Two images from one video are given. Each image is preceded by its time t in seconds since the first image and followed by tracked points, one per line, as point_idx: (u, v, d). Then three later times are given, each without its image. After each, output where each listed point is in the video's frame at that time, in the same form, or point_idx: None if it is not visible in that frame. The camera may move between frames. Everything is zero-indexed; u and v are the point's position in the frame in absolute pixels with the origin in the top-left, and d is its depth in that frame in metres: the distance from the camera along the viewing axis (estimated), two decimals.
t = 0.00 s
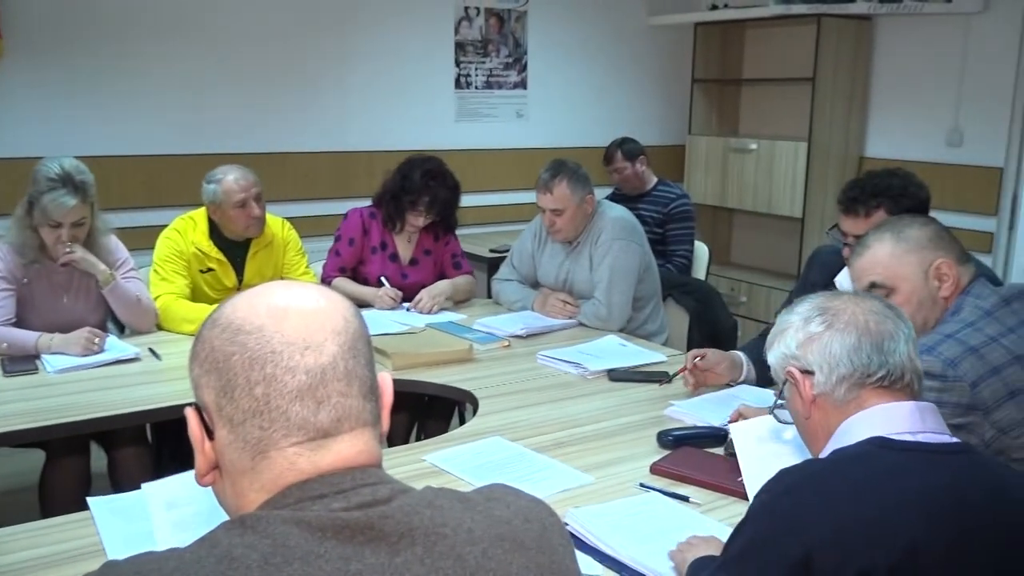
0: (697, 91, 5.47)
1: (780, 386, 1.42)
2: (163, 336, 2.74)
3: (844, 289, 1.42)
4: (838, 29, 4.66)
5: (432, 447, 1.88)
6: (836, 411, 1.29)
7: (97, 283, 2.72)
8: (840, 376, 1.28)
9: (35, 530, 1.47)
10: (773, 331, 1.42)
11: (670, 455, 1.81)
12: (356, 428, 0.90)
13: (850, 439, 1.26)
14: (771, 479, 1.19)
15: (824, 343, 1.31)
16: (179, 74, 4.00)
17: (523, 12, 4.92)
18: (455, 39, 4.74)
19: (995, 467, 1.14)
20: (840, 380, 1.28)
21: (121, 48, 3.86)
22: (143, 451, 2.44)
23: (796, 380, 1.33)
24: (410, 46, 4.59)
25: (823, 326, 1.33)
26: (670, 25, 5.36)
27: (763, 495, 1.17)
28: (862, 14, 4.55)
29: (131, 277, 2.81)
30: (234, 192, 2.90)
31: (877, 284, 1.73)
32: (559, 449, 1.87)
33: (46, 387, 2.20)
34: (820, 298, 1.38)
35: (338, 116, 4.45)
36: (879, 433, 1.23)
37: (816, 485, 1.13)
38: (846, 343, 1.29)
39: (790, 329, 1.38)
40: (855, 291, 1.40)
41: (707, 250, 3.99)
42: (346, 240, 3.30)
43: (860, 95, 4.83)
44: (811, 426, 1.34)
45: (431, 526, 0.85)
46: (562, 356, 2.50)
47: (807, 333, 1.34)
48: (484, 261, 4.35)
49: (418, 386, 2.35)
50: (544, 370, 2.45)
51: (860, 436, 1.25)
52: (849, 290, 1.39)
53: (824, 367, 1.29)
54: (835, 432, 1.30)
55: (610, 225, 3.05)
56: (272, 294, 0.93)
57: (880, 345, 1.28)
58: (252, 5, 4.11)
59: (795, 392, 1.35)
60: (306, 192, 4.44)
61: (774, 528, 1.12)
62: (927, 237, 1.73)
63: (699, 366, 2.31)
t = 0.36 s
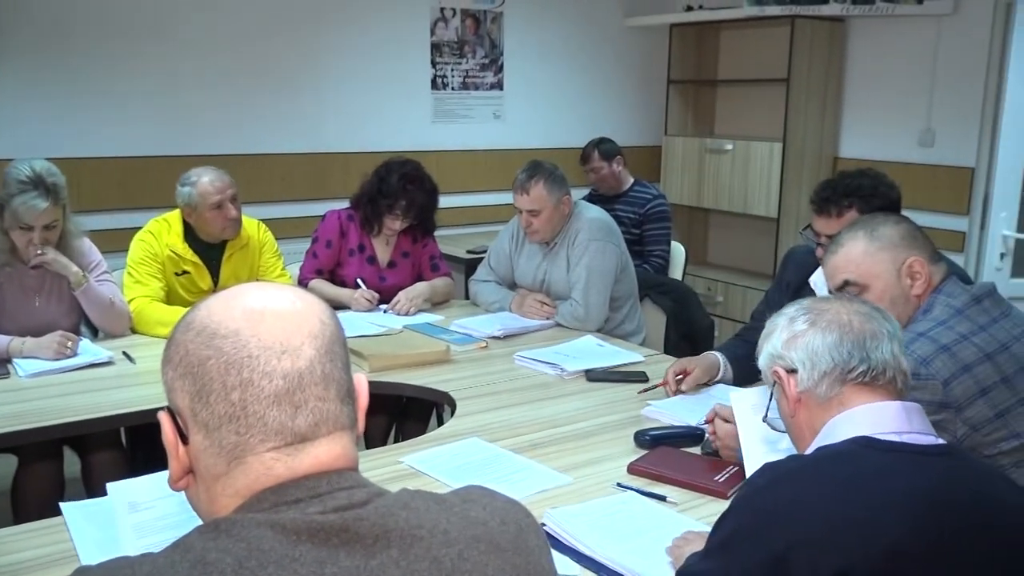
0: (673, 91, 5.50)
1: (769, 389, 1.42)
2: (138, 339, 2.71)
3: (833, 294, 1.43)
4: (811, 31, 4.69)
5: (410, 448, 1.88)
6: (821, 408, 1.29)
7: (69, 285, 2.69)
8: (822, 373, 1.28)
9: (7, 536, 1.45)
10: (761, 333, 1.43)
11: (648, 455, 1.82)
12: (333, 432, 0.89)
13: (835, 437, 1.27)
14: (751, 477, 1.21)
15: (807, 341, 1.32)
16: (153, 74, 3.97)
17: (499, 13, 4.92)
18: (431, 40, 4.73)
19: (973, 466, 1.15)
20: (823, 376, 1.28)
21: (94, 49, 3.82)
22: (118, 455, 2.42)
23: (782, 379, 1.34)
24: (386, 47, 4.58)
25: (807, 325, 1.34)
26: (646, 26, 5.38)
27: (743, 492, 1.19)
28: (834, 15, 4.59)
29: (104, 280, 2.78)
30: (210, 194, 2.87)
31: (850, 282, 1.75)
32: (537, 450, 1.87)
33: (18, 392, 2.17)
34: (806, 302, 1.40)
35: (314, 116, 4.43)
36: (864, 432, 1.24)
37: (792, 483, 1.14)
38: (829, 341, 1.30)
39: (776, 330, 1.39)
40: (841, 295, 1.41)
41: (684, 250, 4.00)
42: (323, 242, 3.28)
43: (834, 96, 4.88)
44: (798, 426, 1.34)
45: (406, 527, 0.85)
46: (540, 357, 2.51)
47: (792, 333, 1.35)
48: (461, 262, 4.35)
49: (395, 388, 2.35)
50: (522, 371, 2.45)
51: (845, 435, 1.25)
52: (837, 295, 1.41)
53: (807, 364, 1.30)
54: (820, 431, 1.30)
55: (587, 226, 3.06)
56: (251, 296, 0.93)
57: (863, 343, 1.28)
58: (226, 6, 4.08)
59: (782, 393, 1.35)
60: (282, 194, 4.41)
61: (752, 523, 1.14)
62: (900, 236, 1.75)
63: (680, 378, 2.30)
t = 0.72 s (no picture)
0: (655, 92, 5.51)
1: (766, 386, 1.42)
2: (118, 342, 2.69)
3: (839, 295, 1.42)
4: (792, 31, 4.72)
5: (392, 450, 1.87)
6: (810, 406, 1.29)
7: (48, 287, 2.67)
8: (815, 370, 1.28)
9: None
10: (763, 329, 1.44)
11: (630, 455, 1.82)
12: (315, 434, 0.89)
13: (820, 437, 1.26)
14: (734, 474, 1.22)
15: (802, 337, 1.32)
16: (134, 75, 3.94)
17: (481, 14, 4.92)
18: (413, 41, 4.72)
19: (955, 463, 1.15)
20: (815, 373, 1.28)
21: (73, 49, 3.79)
22: (98, 458, 2.40)
23: (776, 374, 1.34)
24: (368, 47, 4.56)
25: (804, 322, 1.34)
26: (628, 27, 5.39)
27: (726, 489, 1.20)
28: (814, 16, 4.61)
29: (84, 282, 2.76)
30: (191, 197, 2.86)
31: (833, 272, 1.78)
32: (519, 451, 1.87)
33: None
34: (807, 300, 1.40)
35: (295, 117, 4.41)
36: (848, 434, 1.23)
37: (774, 482, 1.14)
38: (823, 339, 1.29)
39: (776, 325, 1.39)
40: (844, 295, 1.41)
41: (666, 249, 4.01)
42: (305, 243, 3.26)
43: (814, 97, 4.91)
44: (790, 423, 1.34)
45: (387, 528, 0.84)
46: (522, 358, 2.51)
47: (789, 328, 1.35)
48: (444, 263, 4.35)
49: (377, 389, 2.34)
50: (505, 372, 2.45)
51: (831, 435, 1.25)
52: (842, 295, 1.40)
53: (800, 360, 1.30)
54: (809, 429, 1.30)
55: (569, 226, 3.06)
56: (232, 298, 0.92)
57: (857, 343, 1.27)
58: (206, 7, 4.06)
59: (775, 387, 1.35)
60: (264, 196, 4.40)
61: (734, 519, 1.15)
62: (888, 233, 1.77)
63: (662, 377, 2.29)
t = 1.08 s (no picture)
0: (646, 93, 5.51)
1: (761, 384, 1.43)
2: (107, 343, 2.68)
3: (836, 295, 1.43)
4: (782, 32, 4.73)
5: (383, 451, 1.87)
6: (805, 404, 1.29)
7: (38, 289, 2.67)
8: (812, 368, 1.28)
9: None
10: (759, 326, 1.43)
11: (621, 454, 1.83)
12: (304, 437, 0.89)
13: (813, 438, 1.26)
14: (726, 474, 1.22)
15: (801, 336, 1.32)
16: (123, 75, 3.93)
17: (471, 14, 4.91)
18: (403, 41, 4.71)
19: (944, 463, 1.16)
20: (812, 372, 1.28)
21: (61, 49, 3.77)
22: (87, 460, 2.39)
23: (772, 372, 1.34)
24: (357, 48, 4.55)
25: (803, 321, 1.34)
26: (619, 27, 5.39)
27: (717, 489, 1.20)
28: (804, 16, 4.62)
29: (73, 283, 2.74)
30: (180, 198, 2.85)
31: (824, 268, 1.81)
32: (510, 451, 1.87)
33: None
34: (807, 299, 1.40)
35: (286, 118, 4.40)
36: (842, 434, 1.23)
37: (765, 482, 1.15)
38: (822, 338, 1.29)
39: (774, 323, 1.39)
40: (844, 295, 1.41)
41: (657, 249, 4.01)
42: (296, 244, 3.26)
43: (804, 97, 4.93)
44: (782, 421, 1.34)
45: (377, 530, 0.84)
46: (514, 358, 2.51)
47: (788, 327, 1.35)
48: (435, 264, 4.35)
49: (368, 390, 2.34)
50: (496, 372, 2.45)
51: (823, 436, 1.25)
52: (840, 296, 1.40)
53: (797, 359, 1.30)
54: (802, 428, 1.30)
55: (560, 226, 3.07)
56: (221, 299, 0.92)
57: (856, 344, 1.28)
58: (196, 7, 4.05)
59: (770, 385, 1.35)
60: (254, 196, 4.39)
61: (726, 519, 1.16)
62: (880, 232, 1.78)
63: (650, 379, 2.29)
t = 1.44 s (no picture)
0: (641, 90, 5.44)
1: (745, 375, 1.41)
2: (101, 344, 2.68)
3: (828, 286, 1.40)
4: (776, 32, 4.74)
5: (378, 452, 1.87)
6: (797, 402, 1.29)
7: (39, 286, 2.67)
8: (810, 369, 1.27)
9: None
10: (749, 315, 1.41)
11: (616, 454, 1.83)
12: (295, 438, 0.89)
13: (801, 439, 1.27)
14: (712, 484, 1.22)
15: (799, 335, 1.30)
16: (116, 75, 3.92)
17: (466, 14, 4.92)
18: (398, 41, 4.71)
19: (930, 460, 1.17)
20: (809, 373, 1.27)
21: (54, 49, 3.76)
22: (81, 461, 2.38)
23: (765, 366, 1.32)
24: (351, 48, 4.55)
25: (801, 319, 1.31)
26: (613, 27, 5.40)
27: (705, 497, 1.19)
28: (798, 16, 4.60)
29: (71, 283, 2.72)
30: (175, 198, 2.84)
31: (818, 268, 1.81)
32: (505, 451, 1.87)
33: None
34: (802, 292, 1.37)
35: (280, 118, 4.40)
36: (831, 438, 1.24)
37: (755, 490, 1.15)
38: (822, 339, 1.27)
39: (768, 316, 1.36)
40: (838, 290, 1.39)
41: (652, 249, 4.01)
42: (291, 244, 3.25)
43: (798, 98, 4.94)
44: (769, 415, 1.34)
45: (371, 530, 0.84)
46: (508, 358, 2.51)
47: (784, 323, 1.32)
48: (430, 264, 4.34)
49: (363, 391, 2.34)
50: (491, 372, 2.45)
51: (812, 437, 1.25)
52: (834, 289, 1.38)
53: (795, 358, 1.28)
54: (791, 426, 1.30)
55: (555, 226, 3.07)
56: (212, 300, 0.92)
57: (854, 347, 1.27)
58: (190, 7, 4.04)
59: (760, 378, 1.34)
60: (249, 197, 4.39)
61: (714, 529, 1.15)
62: (873, 231, 1.78)
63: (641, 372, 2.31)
